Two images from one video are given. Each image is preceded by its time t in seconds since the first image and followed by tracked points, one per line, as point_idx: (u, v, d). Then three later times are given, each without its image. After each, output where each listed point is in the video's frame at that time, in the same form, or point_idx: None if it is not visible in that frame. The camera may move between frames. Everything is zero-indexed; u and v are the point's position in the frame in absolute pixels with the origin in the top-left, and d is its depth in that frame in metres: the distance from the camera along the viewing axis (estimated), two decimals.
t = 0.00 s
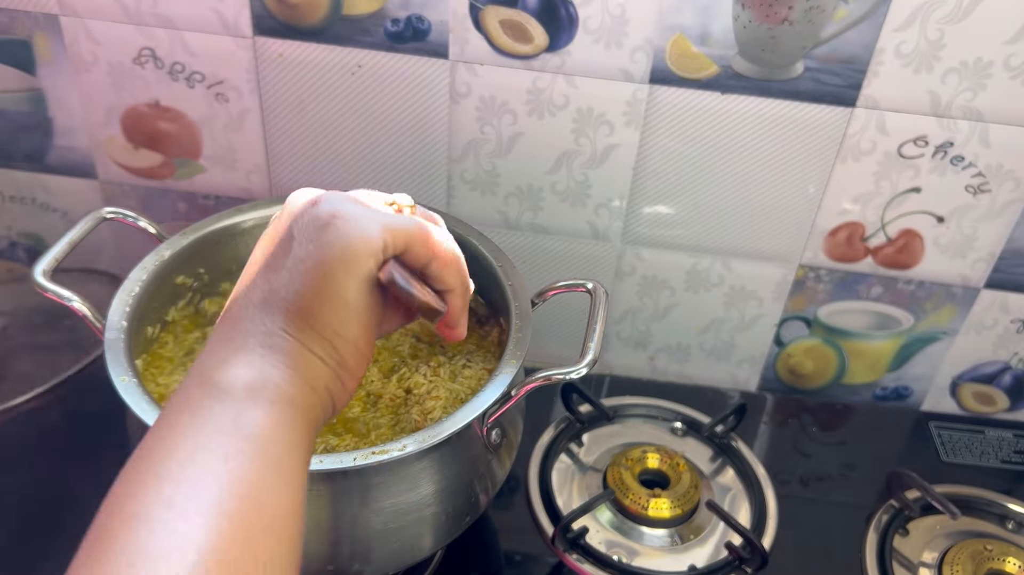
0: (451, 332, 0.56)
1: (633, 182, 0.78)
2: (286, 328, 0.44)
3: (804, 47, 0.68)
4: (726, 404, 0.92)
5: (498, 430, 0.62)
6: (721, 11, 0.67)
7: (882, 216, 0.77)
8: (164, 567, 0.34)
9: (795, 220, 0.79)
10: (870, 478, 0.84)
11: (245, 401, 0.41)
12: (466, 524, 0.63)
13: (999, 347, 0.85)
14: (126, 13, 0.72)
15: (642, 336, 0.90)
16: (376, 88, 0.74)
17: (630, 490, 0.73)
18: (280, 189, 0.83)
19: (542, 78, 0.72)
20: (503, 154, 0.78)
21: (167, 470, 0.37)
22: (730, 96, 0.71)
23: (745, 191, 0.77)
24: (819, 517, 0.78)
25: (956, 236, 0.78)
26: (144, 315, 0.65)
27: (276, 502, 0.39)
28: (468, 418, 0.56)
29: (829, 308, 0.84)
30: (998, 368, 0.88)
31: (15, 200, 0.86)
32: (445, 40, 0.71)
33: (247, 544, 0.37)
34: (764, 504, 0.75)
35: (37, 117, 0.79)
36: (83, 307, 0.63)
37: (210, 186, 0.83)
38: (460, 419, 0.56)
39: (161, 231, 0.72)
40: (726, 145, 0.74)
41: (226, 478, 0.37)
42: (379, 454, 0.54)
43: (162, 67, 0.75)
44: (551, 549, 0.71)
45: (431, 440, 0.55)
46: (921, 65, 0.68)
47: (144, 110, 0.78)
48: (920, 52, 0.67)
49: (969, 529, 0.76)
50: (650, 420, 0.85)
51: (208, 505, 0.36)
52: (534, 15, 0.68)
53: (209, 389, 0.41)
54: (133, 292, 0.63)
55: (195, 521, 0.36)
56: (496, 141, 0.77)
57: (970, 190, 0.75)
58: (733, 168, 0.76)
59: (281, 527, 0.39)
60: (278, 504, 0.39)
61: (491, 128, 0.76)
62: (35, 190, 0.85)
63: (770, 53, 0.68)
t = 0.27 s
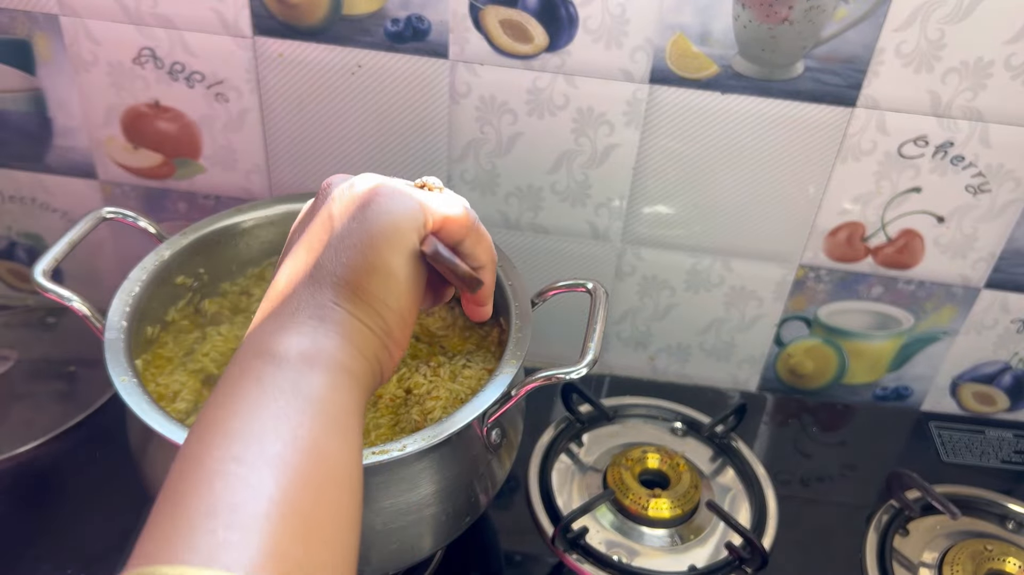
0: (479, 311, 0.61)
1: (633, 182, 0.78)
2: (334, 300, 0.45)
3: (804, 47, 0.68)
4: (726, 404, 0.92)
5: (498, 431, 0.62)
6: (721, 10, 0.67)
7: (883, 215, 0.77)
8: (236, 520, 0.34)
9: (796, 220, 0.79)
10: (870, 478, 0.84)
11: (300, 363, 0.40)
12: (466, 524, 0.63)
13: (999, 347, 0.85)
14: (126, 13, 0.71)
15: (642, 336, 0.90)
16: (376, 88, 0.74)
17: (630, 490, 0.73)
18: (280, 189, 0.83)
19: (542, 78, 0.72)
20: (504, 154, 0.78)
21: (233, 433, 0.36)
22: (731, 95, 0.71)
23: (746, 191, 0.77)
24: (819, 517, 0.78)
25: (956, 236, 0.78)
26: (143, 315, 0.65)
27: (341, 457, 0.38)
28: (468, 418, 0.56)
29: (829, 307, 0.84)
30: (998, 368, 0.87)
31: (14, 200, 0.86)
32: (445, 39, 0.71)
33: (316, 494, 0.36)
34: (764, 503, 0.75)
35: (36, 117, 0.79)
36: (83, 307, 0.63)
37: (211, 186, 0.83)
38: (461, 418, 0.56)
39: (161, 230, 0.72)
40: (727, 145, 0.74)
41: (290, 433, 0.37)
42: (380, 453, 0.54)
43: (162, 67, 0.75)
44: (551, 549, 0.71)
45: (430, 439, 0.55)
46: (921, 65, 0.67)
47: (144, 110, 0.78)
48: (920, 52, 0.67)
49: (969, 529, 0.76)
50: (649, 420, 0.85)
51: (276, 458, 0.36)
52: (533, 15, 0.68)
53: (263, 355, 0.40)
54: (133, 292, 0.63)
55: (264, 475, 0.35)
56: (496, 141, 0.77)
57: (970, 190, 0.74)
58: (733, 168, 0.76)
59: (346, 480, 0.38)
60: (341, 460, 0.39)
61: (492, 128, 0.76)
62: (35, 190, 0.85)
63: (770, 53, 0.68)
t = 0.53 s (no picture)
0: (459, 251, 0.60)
1: (633, 182, 0.78)
2: (334, 275, 0.41)
3: (804, 47, 0.68)
4: (726, 404, 0.92)
5: (498, 431, 0.62)
6: (721, 10, 0.67)
7: (883, 215, 0.77)
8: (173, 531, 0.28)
9: (796, 221, 0.79)
10: (870, 478, 0.84)
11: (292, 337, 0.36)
12: (467, 524, 0.63)
13: (999, 347, 0.85)
14: (126, 13, 0.71)
15: (642, 336, 0.90)
16: (376, 88, 0.74)
17: (630, 490, 0.73)
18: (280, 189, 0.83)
19: (542, 78, 0.72)
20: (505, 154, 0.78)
21: (235, 313, 0.36)
22: (731, 95, 0.71)
23: (745, 192, 0.77)
24: (819, 517, 0.78)
25: (956, 236, 0.78)
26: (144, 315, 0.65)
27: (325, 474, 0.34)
28: (468, 418, 0.56)
29: (829, 307, 0.84)
30: (998, 368, 0.87)
31: (14, 200, 0.86)
32: (445, 39, 0.71)
33: (330, 374, 0.36)
34: (765, 503, 0.75)
35: (37, 117, 0.79)
36: (83, 308, 0.63)
37: (211, 186, 0.83)
38: (460, 419, 0.56)
39: (161, 230, 0.72)
40: (727, 145, 0.74)
41: (260, 425, 0.32)
42: (380, 454, 0.54)
43: (162, 67, 0.75)
44: (551, 549, 0.71)
45: (431, 440, 0.55)
46: (921, 65, 0.67)
47: (144, 110, 0.78)
48: (920, 52, 0.67)
49: (969, 529, 0.76)
50: (649, 420, 0.85)
51: (230, 454, 0.31)
52: (533, 15, 0.68)
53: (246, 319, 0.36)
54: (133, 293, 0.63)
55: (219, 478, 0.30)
56: (496, 141, 0.77)
57: (970, 190, 0.74)
58: (733, 168, 0.76)
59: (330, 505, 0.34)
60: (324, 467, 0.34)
61: (491, 128, 0.76)
62: (35, 190, 0.85)
63: (770, 52, 0.68)
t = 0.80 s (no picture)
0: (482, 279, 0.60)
1: (634, 181, 0.78)
2: (360, 104, 0.37)
3: (805, 47, 0.68)
4: (726, 405, 0.92)
5: (498, 431, 0.62)
6: (722, 10, 0.67)
7: (883, 215, 0.77)
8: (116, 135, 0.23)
9: (797, 220, 0.79)
10: (871, 478, 0.84)
11: (280, 104, 0.30)
12: (467, 524, 0.63)
13: (1000, 347, 0.85)
14: (125, 13, 0.71)
15: (642, 336, 0.90)
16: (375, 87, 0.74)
17: (630, 490, 0.73)
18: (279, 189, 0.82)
19: (542, 78, 0.72)
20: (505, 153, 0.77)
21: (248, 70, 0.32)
22: (732, 95, 0.71)
23: (745, 191, 0.77)
24: (820, 517, 0.78)
25: (957, 236, 0.77)
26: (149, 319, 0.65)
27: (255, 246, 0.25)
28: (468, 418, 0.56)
29: (830, 307, 0.84)
30: (999, 368, 0.87)
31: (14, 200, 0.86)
32: (445, 38, 0.70)
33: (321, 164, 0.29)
34: (765, 504, 0.75)
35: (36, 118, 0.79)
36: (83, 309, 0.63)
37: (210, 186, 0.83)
38: (459, 419, 0.56)
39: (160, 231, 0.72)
40: (728, 144, 0.74)
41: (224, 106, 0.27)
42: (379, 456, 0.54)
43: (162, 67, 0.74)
44: (551, 549, 0.71)
45: (430, 441, 0.55)
46: (922, 65, 0.67)
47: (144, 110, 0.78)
48: (921, 52, 0.67)
49: (969, 529, 0.75)
50: (650, 420, 0.85)
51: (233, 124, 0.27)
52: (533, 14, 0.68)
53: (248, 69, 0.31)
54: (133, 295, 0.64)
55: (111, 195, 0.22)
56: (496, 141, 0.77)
57: (971, 189, 0.74)
58: (733, 167, 0.76)
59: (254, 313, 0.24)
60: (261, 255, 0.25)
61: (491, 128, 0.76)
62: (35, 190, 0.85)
63: (770, 52, 0.68)
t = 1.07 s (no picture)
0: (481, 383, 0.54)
1: (634, 181, 0.78)
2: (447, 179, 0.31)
3: (805, 46, 0.68)
4: (726, 405, 0.91)
5: (498, 431, 0.62)
6: (722, 9, 0.67)
7: (883, 215, 0.77)
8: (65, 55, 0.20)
9: (797, 221, 0.79)
10: (871, 478, 0.84)
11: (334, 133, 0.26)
12: (467, 524, 0.63)
13: (1000, 347, 0.85)
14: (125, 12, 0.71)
15: (642, 336, 0.90)
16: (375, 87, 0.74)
17: (630, 490, 0.73)
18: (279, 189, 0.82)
19: (542, 77, 0.72)
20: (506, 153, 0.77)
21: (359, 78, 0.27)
22: (731, 94, 0.71)
23: (746, 192, 0.77)
24: (820, 517, 0.78)
25: (957, 236, 0.77)
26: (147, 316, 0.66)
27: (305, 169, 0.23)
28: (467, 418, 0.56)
29: (830, 307, 0.84)
30: (999, 369, 0.87)
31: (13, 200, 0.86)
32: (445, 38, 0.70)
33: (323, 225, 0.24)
34: (766, 505, 0.75)
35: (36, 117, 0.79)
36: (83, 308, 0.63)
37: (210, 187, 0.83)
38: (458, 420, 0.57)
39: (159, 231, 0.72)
40: (727, 144, 0.74)
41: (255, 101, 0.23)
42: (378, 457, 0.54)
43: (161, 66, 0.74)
44: (551, 549, 0.71)
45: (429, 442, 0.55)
46: (922, 64, 0.67)
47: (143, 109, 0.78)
48: (921, 51, 0.67)
49: (970, 529, 0.75)
50: (649, 420, 0.85)
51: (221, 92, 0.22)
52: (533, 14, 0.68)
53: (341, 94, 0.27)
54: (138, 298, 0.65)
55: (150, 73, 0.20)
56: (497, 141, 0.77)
57: (971, 189, 0.74)
58: (733, 167, 0.76)
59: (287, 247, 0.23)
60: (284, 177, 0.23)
61: (491, 127, 0.76)
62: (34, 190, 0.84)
63: (770, 52, 0.68)
